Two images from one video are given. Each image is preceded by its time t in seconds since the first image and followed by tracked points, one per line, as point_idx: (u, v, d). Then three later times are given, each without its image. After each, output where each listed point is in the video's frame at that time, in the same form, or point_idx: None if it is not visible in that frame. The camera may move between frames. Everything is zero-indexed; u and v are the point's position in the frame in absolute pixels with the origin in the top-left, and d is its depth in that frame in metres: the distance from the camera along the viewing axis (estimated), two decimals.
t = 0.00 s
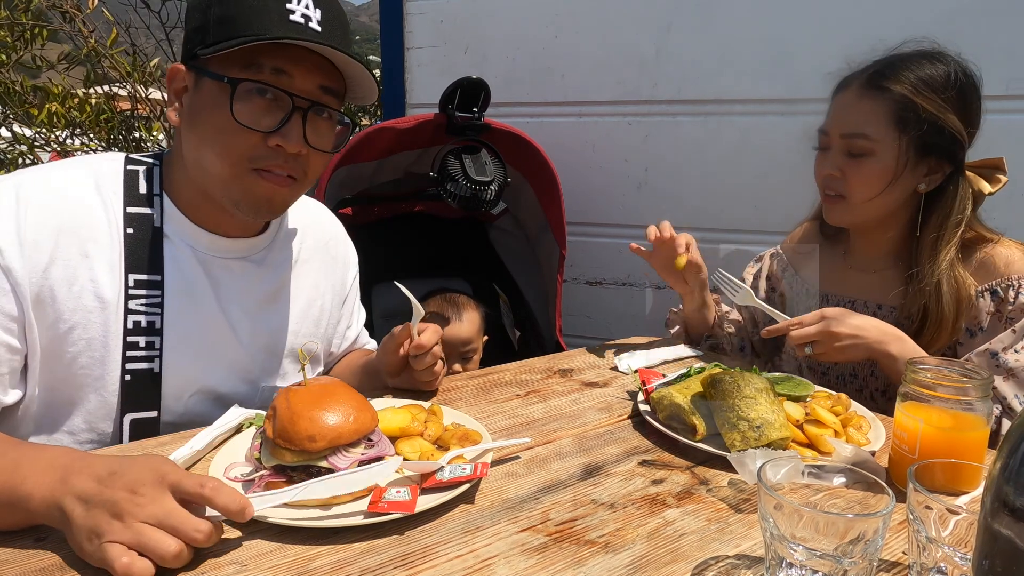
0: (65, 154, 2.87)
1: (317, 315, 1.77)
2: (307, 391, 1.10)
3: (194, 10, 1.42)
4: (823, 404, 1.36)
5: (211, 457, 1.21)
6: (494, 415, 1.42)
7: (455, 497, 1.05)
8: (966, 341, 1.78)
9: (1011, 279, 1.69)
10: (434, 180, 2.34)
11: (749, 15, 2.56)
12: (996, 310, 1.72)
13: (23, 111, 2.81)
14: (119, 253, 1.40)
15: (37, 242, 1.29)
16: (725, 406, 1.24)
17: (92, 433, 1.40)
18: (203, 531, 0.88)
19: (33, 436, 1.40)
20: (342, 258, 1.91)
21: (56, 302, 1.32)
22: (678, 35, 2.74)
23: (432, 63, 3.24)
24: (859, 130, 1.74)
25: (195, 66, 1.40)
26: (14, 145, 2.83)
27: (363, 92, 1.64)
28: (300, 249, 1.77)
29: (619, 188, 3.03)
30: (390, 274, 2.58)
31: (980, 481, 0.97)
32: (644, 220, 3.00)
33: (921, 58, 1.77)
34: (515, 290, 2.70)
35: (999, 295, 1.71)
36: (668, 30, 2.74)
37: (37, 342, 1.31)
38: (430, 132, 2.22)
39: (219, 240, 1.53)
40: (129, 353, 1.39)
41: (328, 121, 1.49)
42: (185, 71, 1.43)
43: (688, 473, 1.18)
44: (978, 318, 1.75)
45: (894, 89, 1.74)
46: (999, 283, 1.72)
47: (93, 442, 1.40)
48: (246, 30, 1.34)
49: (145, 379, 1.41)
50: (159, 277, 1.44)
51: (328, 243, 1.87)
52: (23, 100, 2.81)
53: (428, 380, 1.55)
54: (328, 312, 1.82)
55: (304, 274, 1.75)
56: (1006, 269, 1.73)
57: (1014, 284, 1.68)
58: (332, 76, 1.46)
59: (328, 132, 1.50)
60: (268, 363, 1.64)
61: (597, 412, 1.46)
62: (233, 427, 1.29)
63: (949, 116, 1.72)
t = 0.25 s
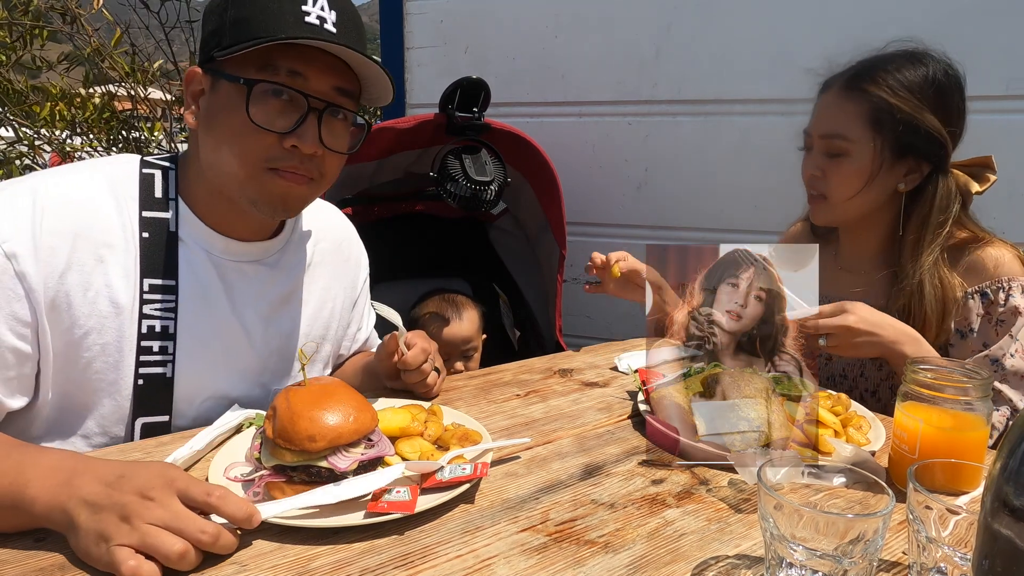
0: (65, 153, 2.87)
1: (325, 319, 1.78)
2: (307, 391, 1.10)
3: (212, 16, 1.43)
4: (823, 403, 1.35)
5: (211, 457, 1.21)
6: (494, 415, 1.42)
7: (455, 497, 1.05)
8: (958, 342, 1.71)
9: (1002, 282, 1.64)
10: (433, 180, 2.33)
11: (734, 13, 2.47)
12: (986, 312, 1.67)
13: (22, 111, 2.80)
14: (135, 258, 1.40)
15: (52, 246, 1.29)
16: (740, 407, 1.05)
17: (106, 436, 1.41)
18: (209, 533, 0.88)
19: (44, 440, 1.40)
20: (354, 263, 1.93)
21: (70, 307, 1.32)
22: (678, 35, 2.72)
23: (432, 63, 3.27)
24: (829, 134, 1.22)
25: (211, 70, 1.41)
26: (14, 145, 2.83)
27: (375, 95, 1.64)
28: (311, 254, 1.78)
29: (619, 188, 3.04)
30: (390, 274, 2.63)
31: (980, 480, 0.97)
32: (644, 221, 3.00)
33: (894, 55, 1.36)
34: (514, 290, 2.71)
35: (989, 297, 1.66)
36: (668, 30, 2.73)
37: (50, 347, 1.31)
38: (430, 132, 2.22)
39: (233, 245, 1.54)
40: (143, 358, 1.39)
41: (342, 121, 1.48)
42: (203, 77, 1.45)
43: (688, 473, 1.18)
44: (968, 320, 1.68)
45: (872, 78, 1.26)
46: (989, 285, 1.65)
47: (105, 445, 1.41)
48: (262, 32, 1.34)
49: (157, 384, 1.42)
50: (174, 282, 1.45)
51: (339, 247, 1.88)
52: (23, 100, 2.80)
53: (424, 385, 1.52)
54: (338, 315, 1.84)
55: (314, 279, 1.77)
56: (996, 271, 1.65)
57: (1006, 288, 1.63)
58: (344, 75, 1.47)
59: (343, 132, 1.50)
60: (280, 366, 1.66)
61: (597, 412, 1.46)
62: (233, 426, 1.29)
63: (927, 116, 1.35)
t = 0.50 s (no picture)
0: (65, 153, 2.86)
1: (327, 321, 1.78)
2: (307, 391, 1.10)
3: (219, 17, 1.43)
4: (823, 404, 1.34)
5: (211, 457, 1.21)
6: (494, 415, 1.42)
7: (455, 497, 1.05)
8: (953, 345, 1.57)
9: (993, 282, 1.48)
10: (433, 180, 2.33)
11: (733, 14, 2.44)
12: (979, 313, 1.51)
13: (22, 111, 2.80)
14: (138, 260, 1.41)
15: (55, 249, 1.29)
16: (741, 407, 1.02)
17: (108, 438, 1.42)
18: (206, 533, 0.88)
19: (45, 441, 1.40)
20: (357, 264, 1.93)
21: (73, 309, 1.33)
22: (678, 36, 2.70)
23: (432, 63, 3.28)
24: (813, 137, 1.15)
25: (219, 70, 1.40)
26: (14, 145, 2.83)
27: (381, 94, 1.65)
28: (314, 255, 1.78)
29: (619, 188, 3.04)
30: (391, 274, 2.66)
31: (980, 480, 0.97)
32: (644, 221, 3.00)
33: (878, 57, 1.20)
34: (514, 290, 2.73)
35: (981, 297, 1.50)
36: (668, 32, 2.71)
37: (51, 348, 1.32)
38: (430, 132, 2.21)
39: (236, 246, 1.54)
40: (145, 360, 1.40)
41: (349, 122, 1.48)
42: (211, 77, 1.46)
43: (688, 473, 1.18)
44: (960, 320, 1.54)
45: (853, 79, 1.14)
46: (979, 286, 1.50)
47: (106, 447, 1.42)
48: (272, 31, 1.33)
49: (159, 385, 1.42)
50: (177, 284, 1.45)
51: (343, 248, 1.88)
52: (23, 100, 2.80)
53: (423, 386, 1.53)
54: (341, 317, 1.84)
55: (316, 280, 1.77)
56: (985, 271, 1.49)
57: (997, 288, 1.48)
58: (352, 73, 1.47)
59: (350, 134, 1.51)
60: (281, 367, 1.66)
61: (597, 412, 1.46)
62: (233, 427, 1.29)
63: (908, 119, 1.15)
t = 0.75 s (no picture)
0: (65, 153, 2.87)
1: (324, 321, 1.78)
2: (308, 391, 1.10)
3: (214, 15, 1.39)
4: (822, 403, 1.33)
5: (211, 457, 1.21)
6: (494, 415, 1.42)
7: (455, 497, 1.05)
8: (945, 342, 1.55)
9: (988, 283, 1.45)
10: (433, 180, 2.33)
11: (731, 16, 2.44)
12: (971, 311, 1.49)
13: (22, 111, 2.80)
14: (132, 260, 1.41)
15: (49, 250, 1.29)
16: (741, 407, 1.02)
17: (104, 438, 1.43)
18: (204, 532, 0.87)
19: (42, 441, 1.41)
20: (355, 263, 1.92)
21: (67, 310, 1.33)
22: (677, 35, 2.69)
23: (432, 63, 3.28)
24: (798, 140, 1.16)
25: (235, 78, 1.40)
26: (14, 145, 2.83)
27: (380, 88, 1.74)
28: (312, 254, 1.78)
29: (619, 188, 3.03)
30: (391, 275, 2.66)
31: (979, 480, 0.98)
32: (643, 221, 3.00)
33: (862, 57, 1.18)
34: (514, 290, 2.75)
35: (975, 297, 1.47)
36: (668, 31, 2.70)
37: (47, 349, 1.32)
38: (430, 132, 2.21)
39: (232, 245, 1.55)
40: (141, 360, 1.40)
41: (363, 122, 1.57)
42: (215, 81, 1.40)
43: (688, 473, 1.18)
44: (954, 320, 1.51)
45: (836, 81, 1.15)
46: (974, 286, 1.46)
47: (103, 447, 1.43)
48: (296, 42, 1.39)
49: (154, 385, 1.41)
50: (171, 284, 1.45)
51: (341, 246, 1.89)
52: (23, 100, 2.80)
53: (422, 386, 1.53)
54: (338, 316, 1.84)
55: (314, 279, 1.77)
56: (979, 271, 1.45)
57: (992, 289, 1.45)
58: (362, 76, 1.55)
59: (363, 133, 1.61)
60: (278, 367, 1.66)
61: (597, 412, 1.46)
62: (233, 426, 1.29)
63: (887, 118, 1.13)
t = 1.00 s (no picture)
0: (65, 153, 2.87)
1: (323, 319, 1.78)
2: (307, 391, 1.09)
3: (213, 18, 1.37)
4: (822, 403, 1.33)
5: (211, 457, 1.20)
6: (494, 415, 1.42)
7: (454, 497, 1.05)
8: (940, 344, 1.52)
9: (982, 281, 1.44)
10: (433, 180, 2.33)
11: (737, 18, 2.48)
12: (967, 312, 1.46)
13: (22, 111, 2.80)
14: (127, 258, 1.40)
15: (43, 248, 1.29)
16: (741, 407, 1.02)
17: (100, 437, 1.43)
18: (207, 523, 0.88)
19: (38, 440, 1.41)
20: (352, 260, 1.92)
21: (63, 308, 1.33)
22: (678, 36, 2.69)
23: (431, 63, 3.28)
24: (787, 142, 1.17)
25: (244, 85, 1.41)
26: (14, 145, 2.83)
27: (374, 83, 1.78)
28: (311, 252, 1.78)
29: (619, 188, 3.03)
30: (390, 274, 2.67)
31: (980, 480, 1.03)
32: (643, 221, 3.00)
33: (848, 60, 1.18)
34: (514, 290, 2.75)
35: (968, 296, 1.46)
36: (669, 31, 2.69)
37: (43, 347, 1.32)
38: (430, 132, 2.21)
39: (227, 243, 1.55)
40: (138, 358, 1.38)
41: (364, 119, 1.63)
42: (222, 87, 1.41)
43: (688, 473, 1.18)
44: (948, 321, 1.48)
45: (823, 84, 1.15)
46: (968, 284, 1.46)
47: (100, 445, 1.43)
48: (305, 45, 1.43)
49: (152, 384, 1.40)
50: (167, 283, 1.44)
51: (338, 244, 1.89)
52: (22, 100, 2.80)
53: (421, 386, 1.53)
54: (336, 315, 1.84)
55: (312, 277, 1.77)
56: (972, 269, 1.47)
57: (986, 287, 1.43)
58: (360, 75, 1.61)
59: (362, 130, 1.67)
60: (276, 366, 1.66)
61: (597, 412, 1.46)
62: (233, 426, 1.29)
63: (877, 119, 1.40)
